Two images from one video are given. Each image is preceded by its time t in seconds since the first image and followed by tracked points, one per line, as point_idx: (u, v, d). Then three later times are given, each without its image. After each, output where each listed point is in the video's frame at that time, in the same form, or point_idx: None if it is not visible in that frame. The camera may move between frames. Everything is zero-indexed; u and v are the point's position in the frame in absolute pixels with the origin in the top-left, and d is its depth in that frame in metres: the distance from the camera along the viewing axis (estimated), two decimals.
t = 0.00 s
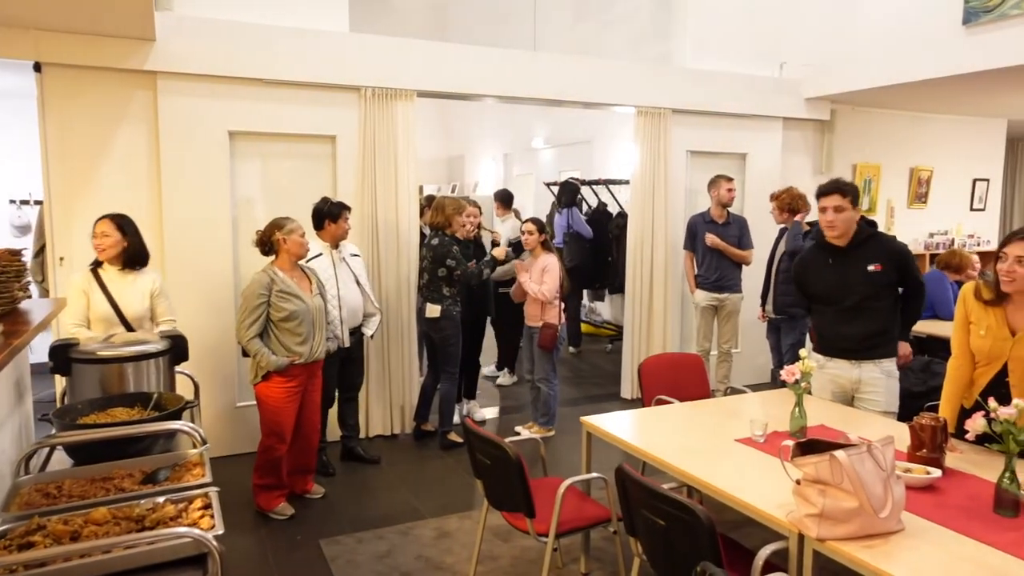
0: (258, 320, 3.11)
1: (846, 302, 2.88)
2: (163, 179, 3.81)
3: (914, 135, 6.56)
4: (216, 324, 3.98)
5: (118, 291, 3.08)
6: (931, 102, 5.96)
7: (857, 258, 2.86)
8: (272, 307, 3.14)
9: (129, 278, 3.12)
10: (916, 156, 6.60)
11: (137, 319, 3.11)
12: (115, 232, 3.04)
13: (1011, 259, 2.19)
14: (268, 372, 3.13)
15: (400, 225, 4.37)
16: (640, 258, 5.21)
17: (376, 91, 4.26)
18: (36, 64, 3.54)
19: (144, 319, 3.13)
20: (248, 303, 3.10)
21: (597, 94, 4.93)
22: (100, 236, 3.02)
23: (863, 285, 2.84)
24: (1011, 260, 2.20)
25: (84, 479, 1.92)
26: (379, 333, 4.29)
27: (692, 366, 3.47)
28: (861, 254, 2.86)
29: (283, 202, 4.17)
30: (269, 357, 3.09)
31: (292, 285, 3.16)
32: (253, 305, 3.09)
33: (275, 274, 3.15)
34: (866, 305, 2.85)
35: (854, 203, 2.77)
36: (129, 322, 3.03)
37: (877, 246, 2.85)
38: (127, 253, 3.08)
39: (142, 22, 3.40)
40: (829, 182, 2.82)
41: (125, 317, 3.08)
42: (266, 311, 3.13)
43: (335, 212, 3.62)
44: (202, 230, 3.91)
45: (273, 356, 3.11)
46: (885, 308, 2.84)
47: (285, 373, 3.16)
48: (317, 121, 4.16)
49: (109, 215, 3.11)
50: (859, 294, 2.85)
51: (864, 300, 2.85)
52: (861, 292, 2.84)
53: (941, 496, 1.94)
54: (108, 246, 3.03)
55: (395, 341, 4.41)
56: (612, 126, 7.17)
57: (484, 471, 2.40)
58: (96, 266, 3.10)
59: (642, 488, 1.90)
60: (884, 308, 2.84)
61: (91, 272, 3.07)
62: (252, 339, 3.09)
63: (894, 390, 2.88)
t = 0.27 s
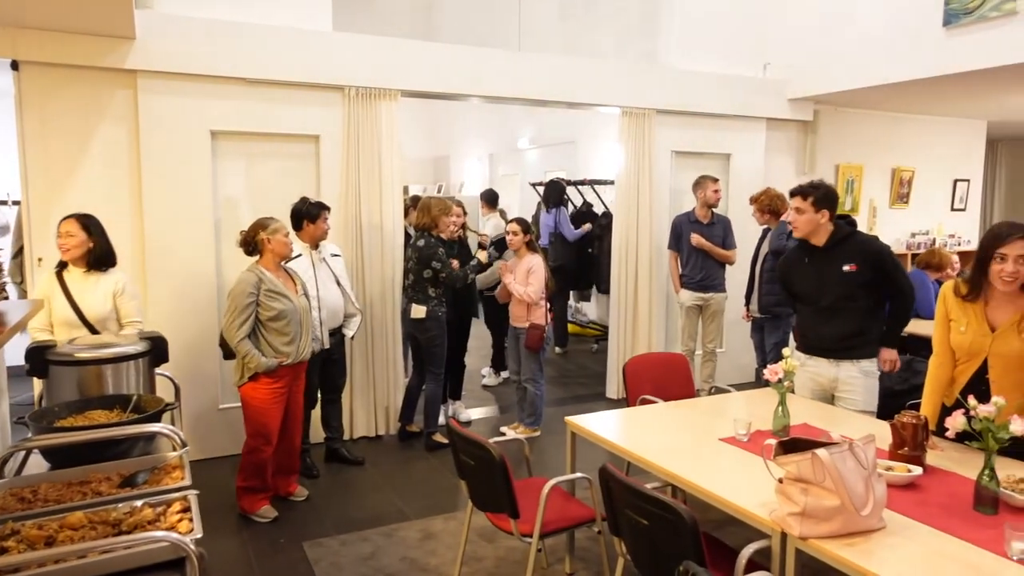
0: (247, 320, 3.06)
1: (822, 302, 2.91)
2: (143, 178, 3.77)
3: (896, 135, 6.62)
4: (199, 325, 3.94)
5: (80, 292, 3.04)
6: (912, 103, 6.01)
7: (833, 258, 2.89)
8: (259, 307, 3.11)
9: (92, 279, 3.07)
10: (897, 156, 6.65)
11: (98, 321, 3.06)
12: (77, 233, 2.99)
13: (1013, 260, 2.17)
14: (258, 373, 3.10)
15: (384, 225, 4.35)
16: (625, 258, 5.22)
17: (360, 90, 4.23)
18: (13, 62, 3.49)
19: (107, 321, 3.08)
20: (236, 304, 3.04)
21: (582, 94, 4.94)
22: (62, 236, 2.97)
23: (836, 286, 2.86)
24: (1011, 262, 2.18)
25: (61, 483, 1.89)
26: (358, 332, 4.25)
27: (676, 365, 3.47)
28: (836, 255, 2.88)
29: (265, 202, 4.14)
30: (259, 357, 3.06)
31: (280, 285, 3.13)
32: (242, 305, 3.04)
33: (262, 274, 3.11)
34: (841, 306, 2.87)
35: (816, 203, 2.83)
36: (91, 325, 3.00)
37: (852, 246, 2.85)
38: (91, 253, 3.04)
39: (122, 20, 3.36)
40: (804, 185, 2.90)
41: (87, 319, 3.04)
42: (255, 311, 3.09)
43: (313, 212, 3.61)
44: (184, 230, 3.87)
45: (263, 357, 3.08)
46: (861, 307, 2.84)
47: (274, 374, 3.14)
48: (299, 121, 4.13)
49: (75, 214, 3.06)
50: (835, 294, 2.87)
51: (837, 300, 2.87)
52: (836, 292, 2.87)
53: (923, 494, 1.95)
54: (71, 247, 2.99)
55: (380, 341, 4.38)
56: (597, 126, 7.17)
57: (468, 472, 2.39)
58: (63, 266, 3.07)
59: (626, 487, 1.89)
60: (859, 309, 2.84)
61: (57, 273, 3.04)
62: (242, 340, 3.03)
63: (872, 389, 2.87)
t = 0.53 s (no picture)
0: (236, 321, 3.03)
1: (803, 299, 2.95)
2: (126, 176, 3.73)
3: (881, 135, 6.67)
4: (183, 325, 3.91)
5: (50, 291, 3.00)
6: (896, 104, 6.05)
7: (814, 256, 2.91)
8: (247, 307, 3.08)
9: (62, 278, 3.04)
10: (882, 156, 6.70)
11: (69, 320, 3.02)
12: (48, 231, 2.97)
13: (1002, 259, 2.20)
14: (246, 373, 3.08)
15: (370, 223, 4.33)
16: (612, 257, 5.23)
17: (345, 88, 4.21)
18: None
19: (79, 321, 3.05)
20: (226, 304, 3.00)
21: (569, 93, 4.94)
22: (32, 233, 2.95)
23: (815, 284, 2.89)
24: (1000, 260, 2.20)
25: (40, 484, 1.88)
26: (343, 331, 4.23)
27: (662, 364, 3.48)
28: (817, 253, 2.90)
29: (251, 201, 4.11)
30: (248, 358, 3.04)
31: (268, 284, 3.12)
32: (232, 306, 3.00)
33: (250, 274, 3.08)
34: (820, 303, 2.89)
35: (799, 202, 2.85)
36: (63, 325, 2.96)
37: (833, 245, 2.86)
38: (61, 252, 3.01)
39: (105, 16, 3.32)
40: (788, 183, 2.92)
41: (59, 318, 3.01)
42: (244, 311, 3.05)
43: (299, 211, 3.58)
44: (168, 228, 3.84)
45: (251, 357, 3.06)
46: (840, 306, 2.86)
47: (261, 374, 3.12)
48: (285, 119, 4.10)
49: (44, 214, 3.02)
50: (815, 292, 2.90)
51: (817, 298, 2.89)
52: (816, 289, 2.89)
53: (906, 491, 1.96)
54: (42, 244, 2.96)
55: (366, 341, 4.36)
56: (584, 125, 7.18)
57: (453, 472, 2.38)
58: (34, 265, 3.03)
59: (611, 486, 1.89)
60: (838, 308, 2.86)
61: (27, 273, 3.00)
62: (231, 341, 3.00)
63: (854, 386, 2.88)
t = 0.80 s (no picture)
0: (219, 322, 3.00)
1: (790, 297, 2.95)
2: (107, 176, 3.69)
3: (864, 136, 6.72)
4: (166, 326, 3.87)
5: (25, 292, 2.96)
6: (880, 104, 6.10)
7: (803, 255, 2.90)
8: (230, 309, 3.05)
9: (39, 279, 3.00)
10: (866, 156, 6.76)
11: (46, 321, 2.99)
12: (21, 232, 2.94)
13: (983, 259, 2.20)
14: (229, 374, 3.05)
15: (355, 223, 4.31)
16: (598, 257, 5.24)
17: (330, 87, 4.19)
18: None
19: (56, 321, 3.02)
20: (209, 304, 2.97)
21: (555, 93, 4.94)
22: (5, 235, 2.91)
23: (803, 283, 2.89)
24: (982, 259, 2.21)
25: (19, 488, 1.86)
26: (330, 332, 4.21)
27: (647, 363, 3.48)
28: (806, 252, 2.89)
29: (235, 201, 4.08)
30: (231, 359, 3.01)
31: (251, 285, 3.09)
32: (215, 307, 2.97)
33: (233, 274, 3.05)
34: (808, 302, 2.90)
35: (788, 201, 2.84)
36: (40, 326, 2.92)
37: (823, 245, 2.86)
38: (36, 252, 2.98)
39: (86, 14, 3.28)
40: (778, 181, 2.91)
41: (35, 319, 2.97)
42: (227, 312, 3.03)
43: (288, 211, 3.56)
44: (151, 228, 3.80)
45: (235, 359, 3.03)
46: (827, 305, 2.87)
47: (244, 376, 3.10)
48: (269, 118, 4.07)
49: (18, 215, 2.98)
50: (803, 290, 2.90)
51: (805, 297, 2.90)
52: (804, 289, 2.89)
53: (888, 489, 1.97)
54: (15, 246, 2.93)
55: (352, 342, 4.34)
56: (571, 125, 7.19)
57: (439, 472, 2.37)
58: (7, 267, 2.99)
59: (596, 486, 1.89)
60: (825, 307, 2.87)
61: None
62: (215, 342, 2.97)
63: (838, 385, 2.90)
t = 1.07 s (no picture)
0: (196, 324, 2.97)
1: (773, 297, 2.95)
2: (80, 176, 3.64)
3: (842, 136, 6.79)
4: (142, 329, 3.82)
5: None
6: (857, 105, 6.17)
7: (791, 256, 2.90)
8: (207, 310, 3.02)
9: (7, 283, 2.95)
10: (844, 156, 6.83)
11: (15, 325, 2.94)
12: None
13: (956, 258, 2.23)
14: (207, 377, 3.02)
15: (334, 222, 4.28)
16: (579, 256, 5.25)
17: (309, 87, 4.16)
18: None
19: (25, 326, 2.97)
20: (186, 306, 2.94)
21: (535, 93, 4.94)
22: None
23: (788, 283, 2.89)
24: (955, 259, 2.23)
25: None
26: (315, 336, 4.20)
27: (628, 363, 3.49)
28: (794, 253, 2.89)
29: (212, 201, 4.03)
30: (209, 361, 2.98)
31: (227, 286, 3.06)
32: (191, 308, 2.94)
33: (208, 276, 3.02)
34: (790, 302, 2.91)
35: (776, 200, 2.84)
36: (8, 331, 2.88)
37: (814, 248, 2.85)
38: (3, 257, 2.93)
39: (58, 12, 3.23)
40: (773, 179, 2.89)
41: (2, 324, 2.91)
42: (203, 314, 3.00)
43: (277, 212, 3.54)
44: (126, 229, 3.75)
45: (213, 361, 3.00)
46: (808, 307, 2.88)
47: (222, 378, 3.07)
48: (247, 118, 4.04)
49: None
50: (786, 291, 2.90)
51: (787, 298, 2.91)
52: (787, 289, 2.90)
53: (864, 486, 1.99)
54: None
55: (332, 344, 4.31)
56: (552, 126, 7.19)
57: (418, 474, 2.36)
58: None
59: (574, 486, 1.89)
60: (806, 308, 2.88)
61: None
62: (192, 344, 2.94)
63: (815, 384, 2.93)
